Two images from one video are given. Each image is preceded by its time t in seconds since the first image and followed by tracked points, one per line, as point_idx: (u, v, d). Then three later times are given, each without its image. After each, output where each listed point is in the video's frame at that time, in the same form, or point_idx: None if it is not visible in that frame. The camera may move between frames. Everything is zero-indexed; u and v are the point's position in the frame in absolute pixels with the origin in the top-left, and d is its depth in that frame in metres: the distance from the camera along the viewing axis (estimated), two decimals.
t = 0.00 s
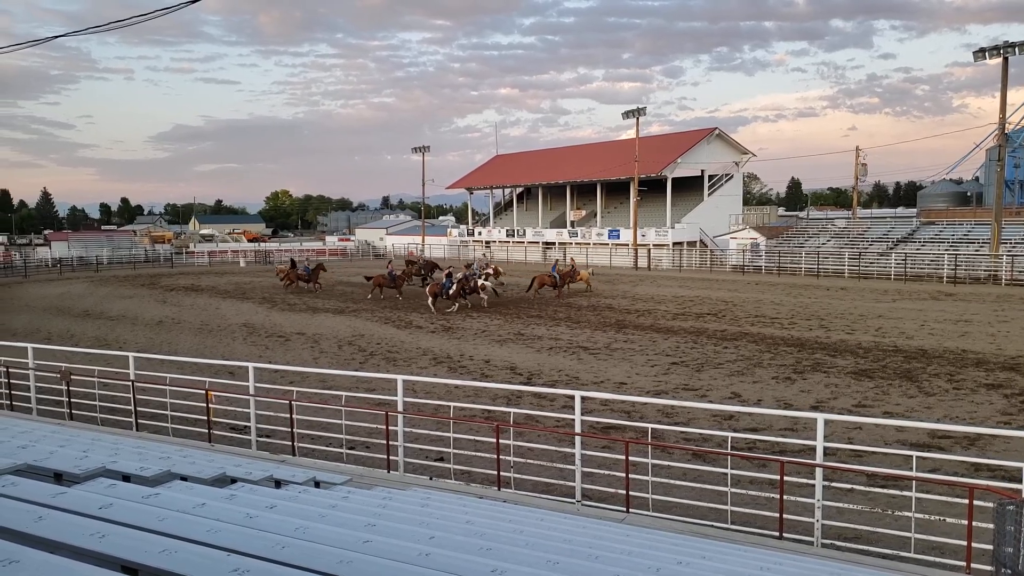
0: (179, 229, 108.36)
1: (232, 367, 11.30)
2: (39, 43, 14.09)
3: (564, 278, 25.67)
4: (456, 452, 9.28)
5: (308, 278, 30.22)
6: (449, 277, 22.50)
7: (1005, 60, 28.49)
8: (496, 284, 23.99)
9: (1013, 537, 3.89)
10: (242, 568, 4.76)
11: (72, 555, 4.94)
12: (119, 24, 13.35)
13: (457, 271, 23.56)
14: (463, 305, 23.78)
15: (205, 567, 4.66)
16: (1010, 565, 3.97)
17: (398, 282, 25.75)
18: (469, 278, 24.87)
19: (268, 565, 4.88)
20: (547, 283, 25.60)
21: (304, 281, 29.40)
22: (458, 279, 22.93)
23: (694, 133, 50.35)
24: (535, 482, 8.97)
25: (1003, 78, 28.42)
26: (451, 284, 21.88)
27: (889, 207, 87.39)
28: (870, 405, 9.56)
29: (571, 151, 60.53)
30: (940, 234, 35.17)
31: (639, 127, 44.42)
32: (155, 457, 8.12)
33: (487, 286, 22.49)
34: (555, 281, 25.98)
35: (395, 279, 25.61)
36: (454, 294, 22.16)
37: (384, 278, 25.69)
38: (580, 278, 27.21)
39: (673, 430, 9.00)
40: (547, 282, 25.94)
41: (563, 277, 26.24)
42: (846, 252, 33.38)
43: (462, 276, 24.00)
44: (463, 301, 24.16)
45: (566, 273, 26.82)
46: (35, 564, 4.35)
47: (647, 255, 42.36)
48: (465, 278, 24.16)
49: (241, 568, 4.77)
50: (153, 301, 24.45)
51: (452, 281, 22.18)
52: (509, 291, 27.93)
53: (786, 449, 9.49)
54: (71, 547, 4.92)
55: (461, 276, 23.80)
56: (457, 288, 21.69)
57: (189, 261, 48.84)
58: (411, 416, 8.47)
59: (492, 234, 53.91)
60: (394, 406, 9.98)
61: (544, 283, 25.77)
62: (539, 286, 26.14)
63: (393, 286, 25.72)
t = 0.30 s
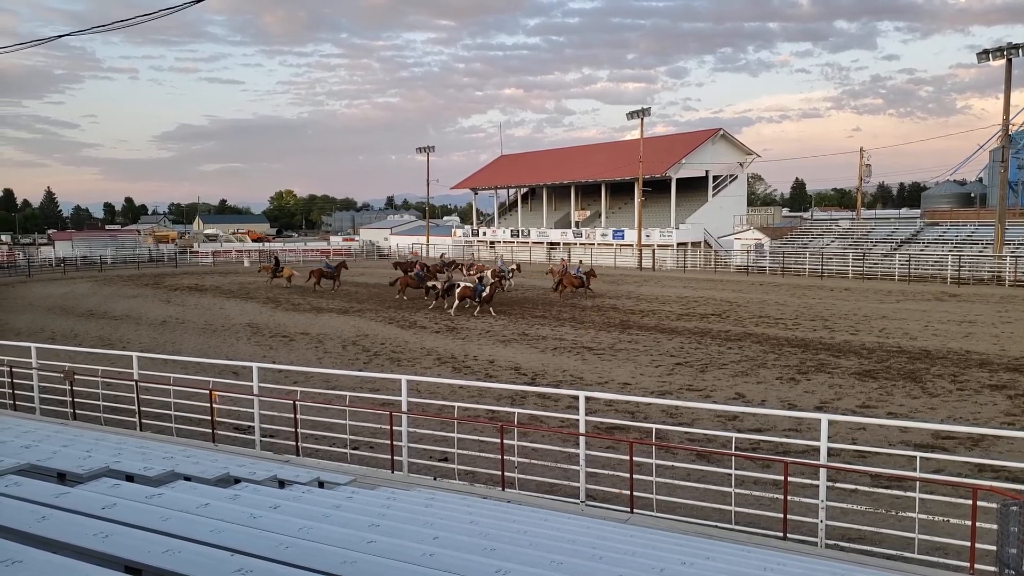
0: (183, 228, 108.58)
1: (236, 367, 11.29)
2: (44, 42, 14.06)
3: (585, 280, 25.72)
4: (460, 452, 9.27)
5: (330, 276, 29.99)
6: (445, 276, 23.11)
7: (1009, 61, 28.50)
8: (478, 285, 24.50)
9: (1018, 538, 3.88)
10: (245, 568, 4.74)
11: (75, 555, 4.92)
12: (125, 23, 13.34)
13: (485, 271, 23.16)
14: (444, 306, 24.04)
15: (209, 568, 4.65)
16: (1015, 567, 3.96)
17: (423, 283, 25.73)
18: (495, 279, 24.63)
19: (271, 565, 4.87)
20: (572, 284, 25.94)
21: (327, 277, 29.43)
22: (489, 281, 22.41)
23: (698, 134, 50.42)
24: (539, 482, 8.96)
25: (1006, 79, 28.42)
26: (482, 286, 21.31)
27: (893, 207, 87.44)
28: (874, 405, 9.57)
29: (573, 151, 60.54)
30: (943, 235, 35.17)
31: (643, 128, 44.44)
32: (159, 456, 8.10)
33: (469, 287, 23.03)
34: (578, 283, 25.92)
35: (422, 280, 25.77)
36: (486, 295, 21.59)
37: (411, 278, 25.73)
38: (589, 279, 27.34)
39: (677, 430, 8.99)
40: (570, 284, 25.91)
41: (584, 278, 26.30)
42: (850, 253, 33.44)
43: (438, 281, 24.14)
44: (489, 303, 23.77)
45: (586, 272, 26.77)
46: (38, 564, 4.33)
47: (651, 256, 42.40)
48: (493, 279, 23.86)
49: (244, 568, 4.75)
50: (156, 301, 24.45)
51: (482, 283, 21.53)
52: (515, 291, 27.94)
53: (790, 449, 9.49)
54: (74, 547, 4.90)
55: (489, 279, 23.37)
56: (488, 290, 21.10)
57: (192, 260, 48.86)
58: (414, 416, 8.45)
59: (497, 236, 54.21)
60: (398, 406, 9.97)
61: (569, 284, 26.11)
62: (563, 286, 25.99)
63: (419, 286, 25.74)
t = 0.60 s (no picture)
0: (182, 230, 108.63)
1: (236, 367, 11.27)
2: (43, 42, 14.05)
3: (608, 278, 25.66)
4: (460, 452, 9.26)
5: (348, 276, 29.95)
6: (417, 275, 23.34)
7: (1006, 61, 28.56)
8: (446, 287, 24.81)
9: (1018, 537, 3.88)
10: (245, 569, 4.73)
11: (74, 557, 4.91)
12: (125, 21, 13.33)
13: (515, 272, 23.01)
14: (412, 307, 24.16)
15: (208, 569, 4.63)
16: (1016, 566, 3.95)
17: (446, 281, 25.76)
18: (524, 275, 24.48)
19: (271, 566, 4.85)
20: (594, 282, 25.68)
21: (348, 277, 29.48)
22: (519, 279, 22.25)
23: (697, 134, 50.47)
24: (539, 482, 8.95)
25: (1004, 79, 28.48)
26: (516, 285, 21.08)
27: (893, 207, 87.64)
28: (874, 405, 9.56)
29: (572, 152, 60.57)
30: (942, 235, 35.23)
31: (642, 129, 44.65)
32: (158, 457, 8.08)
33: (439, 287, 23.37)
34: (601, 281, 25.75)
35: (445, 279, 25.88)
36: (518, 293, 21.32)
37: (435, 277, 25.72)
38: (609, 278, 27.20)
39: (678, 430, 8.98)
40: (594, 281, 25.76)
41: (607, 276, 26.18)
42: (849, 252, 33.49)
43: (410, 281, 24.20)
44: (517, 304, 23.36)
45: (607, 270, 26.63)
46: (38, 566, 4.31)
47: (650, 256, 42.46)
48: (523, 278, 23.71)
49: (244, 568, 4.73)
50: (156, 302, 24.40)
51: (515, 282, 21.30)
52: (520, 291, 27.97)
53: (790, 449, 9.49)
54: (73, 549, 4.89)
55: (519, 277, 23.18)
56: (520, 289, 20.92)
57: (191, 261, 48.82)
58: (414, 416, 8.43)
59: (497, 235, 54.27)
60: (398, 406, 9.95)
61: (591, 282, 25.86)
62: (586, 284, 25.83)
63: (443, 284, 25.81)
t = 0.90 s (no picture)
0: (187, 238, 109.10)
1: (238, 373, 11.34)
2: (47, 51, 14.24)
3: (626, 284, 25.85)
4: (461, 457, 9.26)
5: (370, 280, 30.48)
6: (392, 281, 22.88)
7: (1013, 63, 28.30)
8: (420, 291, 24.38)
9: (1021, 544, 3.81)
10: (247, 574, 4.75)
11: (79, 562, 4.95)
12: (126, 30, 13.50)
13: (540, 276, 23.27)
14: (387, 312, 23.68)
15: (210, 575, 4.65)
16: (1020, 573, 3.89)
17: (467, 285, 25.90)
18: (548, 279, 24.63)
19: (272, 572, 4.87)
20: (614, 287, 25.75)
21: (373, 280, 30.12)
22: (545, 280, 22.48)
23: (700, 138, 50.20)
24: (541, 489, 8.93)
25: (1010, 81, 28.22)
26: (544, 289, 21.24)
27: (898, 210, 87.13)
28: (879, 410, 9.46)
29: (575, 157, 60.57)
30: (948, 238, 34.93)
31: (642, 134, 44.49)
32: (161, 463, 8.13)
33: (415, 293, 22.99)
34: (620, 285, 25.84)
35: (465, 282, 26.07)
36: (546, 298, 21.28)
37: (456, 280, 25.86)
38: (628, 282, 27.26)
39: (681, 436, 8.92)
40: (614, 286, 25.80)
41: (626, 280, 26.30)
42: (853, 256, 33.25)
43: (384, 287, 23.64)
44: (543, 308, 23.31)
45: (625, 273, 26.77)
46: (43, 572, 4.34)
47: (651, 261, 42.23)
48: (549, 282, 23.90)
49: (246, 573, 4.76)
50: (160, 309, 24.54)
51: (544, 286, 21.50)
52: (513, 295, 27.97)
53: (794, 455, 9.40)
54: (78, 554, 4.93)
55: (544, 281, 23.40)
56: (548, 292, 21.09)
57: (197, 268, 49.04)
58: (415, 421, 8.45)
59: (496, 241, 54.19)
60: (399, 412, 9.97)
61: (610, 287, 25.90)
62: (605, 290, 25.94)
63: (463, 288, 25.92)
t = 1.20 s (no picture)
0: (198, 245, 109.83)
1: (250, 380, 11.35)
2: (63, 60, 14.35)
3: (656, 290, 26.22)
4: (473, 465, 9.26)
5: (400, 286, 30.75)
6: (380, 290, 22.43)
7: None
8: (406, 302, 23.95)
9: None
10: None
11: (91, 567, 4.97)
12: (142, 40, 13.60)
13: (577, 282, 23.57)
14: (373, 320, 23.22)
15: None
16: None
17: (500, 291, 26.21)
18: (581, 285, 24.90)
19: None
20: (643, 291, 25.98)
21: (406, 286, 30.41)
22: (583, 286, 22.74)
23: (711, 145, 50.33)
24: (552, 496, 8.92)
25: None
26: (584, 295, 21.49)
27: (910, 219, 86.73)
28: (893, 418, 9.40)
29: (586, 164, 60.65)
30: (962, 246, 34.73)
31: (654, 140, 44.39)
32: (174, 469, 8.17)
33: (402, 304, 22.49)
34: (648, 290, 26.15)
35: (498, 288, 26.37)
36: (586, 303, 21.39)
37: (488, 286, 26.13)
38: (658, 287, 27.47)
39: (692, 443, 8.89)
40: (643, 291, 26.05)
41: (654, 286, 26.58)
42: (866, 264, 33.13)
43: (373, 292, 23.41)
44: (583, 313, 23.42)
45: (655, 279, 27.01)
46: None
47: (663, 268, 42.18)
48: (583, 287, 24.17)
49: None
50: (173, 315, 24.70)
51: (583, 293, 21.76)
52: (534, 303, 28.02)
53: (807, 463, 9.36)
54: (91, 559, 4.95)
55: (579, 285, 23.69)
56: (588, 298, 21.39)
57: (208, 274, 49.34)
58: (427, 428, 8.44)
59: (509, 247, 54.47)
60: (410, 419, 9.97)
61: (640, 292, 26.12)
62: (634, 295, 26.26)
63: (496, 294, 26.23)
